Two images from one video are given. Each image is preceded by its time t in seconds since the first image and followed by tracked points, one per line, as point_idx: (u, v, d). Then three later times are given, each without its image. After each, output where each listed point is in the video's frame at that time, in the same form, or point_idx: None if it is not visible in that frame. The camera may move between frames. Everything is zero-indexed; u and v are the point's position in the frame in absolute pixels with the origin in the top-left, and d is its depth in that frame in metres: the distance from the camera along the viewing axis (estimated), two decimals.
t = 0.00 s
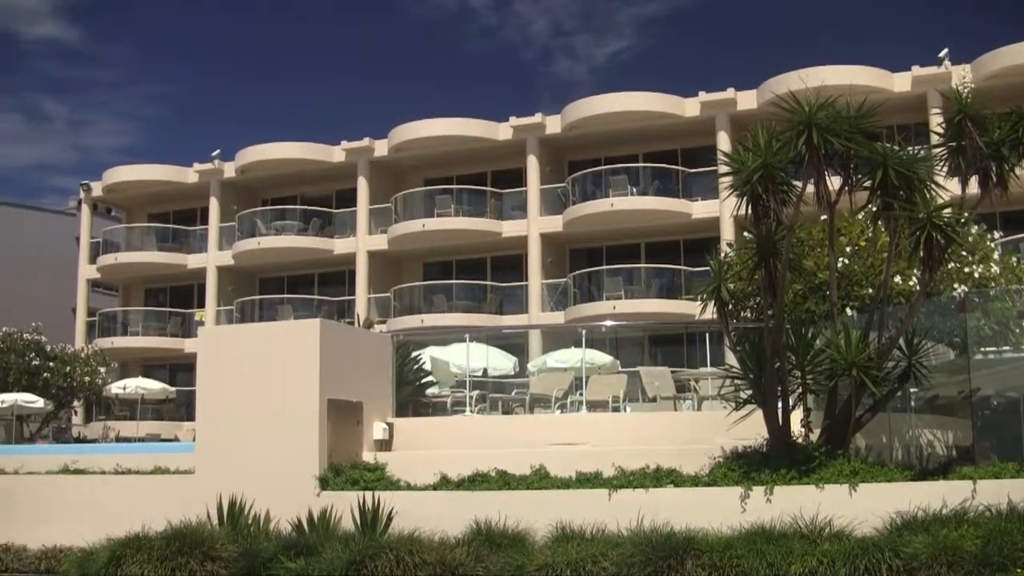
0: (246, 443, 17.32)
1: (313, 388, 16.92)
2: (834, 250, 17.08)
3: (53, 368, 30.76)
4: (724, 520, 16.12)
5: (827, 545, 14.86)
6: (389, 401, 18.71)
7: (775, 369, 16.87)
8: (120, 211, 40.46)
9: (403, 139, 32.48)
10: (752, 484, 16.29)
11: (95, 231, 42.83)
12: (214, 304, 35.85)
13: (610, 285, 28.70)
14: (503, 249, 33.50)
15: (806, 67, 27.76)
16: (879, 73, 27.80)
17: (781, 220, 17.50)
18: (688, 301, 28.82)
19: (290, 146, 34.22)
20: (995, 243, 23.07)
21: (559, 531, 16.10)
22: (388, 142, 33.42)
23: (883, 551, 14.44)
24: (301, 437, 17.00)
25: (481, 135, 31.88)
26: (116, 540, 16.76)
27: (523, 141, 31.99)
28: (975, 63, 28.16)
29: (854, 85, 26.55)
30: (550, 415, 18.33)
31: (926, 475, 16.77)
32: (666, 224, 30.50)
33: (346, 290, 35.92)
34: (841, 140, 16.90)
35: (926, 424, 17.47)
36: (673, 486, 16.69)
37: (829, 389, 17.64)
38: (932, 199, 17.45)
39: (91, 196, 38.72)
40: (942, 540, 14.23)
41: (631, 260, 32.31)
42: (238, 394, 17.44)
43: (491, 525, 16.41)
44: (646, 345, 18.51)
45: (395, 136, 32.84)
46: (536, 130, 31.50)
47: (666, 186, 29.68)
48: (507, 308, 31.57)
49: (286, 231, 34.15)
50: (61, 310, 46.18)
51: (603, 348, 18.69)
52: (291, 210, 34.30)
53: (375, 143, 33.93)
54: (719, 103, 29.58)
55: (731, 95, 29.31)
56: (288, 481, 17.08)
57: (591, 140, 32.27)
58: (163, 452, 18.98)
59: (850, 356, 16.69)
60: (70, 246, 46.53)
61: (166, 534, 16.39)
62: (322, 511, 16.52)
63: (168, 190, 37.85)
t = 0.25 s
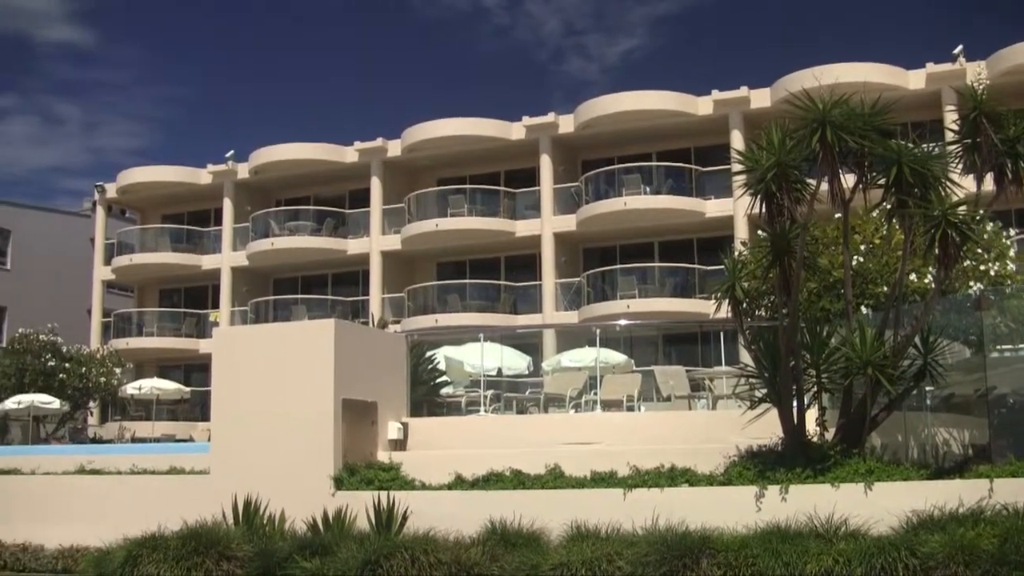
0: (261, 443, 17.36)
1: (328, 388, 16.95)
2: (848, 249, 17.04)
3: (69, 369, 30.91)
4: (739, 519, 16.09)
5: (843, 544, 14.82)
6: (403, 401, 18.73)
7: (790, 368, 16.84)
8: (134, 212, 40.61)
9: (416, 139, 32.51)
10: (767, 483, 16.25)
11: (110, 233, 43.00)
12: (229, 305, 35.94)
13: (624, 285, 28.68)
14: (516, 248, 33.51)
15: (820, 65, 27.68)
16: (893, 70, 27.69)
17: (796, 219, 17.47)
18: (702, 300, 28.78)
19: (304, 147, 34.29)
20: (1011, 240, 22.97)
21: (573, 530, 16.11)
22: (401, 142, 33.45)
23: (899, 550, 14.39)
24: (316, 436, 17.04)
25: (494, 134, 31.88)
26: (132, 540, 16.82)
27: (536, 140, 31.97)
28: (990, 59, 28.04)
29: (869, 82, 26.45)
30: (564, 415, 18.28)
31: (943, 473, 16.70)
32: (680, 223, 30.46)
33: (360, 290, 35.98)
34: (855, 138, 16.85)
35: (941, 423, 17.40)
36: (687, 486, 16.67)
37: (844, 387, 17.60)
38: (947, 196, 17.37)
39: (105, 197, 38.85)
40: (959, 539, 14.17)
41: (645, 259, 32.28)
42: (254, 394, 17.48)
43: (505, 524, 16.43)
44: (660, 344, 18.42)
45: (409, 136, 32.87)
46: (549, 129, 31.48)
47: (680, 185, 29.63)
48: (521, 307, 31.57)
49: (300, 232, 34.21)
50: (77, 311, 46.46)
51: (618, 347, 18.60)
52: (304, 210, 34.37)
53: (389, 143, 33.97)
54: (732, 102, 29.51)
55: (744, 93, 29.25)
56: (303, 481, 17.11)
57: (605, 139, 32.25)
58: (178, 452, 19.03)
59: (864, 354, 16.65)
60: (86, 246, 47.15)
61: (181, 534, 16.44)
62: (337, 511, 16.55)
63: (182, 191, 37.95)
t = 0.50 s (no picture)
0: (280, 442, 17.39)
1: (346, 388, 16.96)
2: (868, 247, 16.98)
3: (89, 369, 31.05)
4: (758, 517, 16.05)
5: (863, 543, 14.76)
6: (422, 400, 18.74)
7: (810, 366, 16.79)
8: (153, 212, 40.75)
9: (434, 138, 32.52)
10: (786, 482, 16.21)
11: (129, 233, 43.18)
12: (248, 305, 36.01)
13: (642, 283, 28.66)
14: (534, 247, 33.52)
15: (838, 63, 27.58)
16: (912, 67, 27.58)
17: (815, 217, 17.41)
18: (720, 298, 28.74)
19: (322, 147, 34.35)
20: None
21: (592, 529, 16.11)
22: (419, 141, 33.47)
23: (919, 549, 14.33)
24: (335, 436, 17.06)
25: (512, 133, 31.87)
26: (152, 539, 16.89)
27: (554, 139, 31.94)
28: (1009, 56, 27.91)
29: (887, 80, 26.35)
30: (583, 414, 18.29)
31: (963, 473, 16.62)
32: (698, 222, 30.42)
33: (378, 290, 36.04)
34: (874, 136, 16.78)
35: (961, 422, 17.25)
36: (707, 484, 16.65)
37: (864, 386, 17.53)
38: (967, 194, 17.29)
39: (124, 197, 38.99)
40: (980, 539, 14.10)
41: (663, 257, 32.25)
42: (272, 394, 17.50)
43: (524, 523, 16.43)
44: (677, 342, 18.31)
45: (426, 135, 32.88)
46: (567, 128, 31.45)
47: (698, 183, 29.58)
48: (539, 306, 31.58)
49: (318, 231, 34.25)
50: (97, 312, 46.74)
51: (638, 346, 18.52)
52: (323, 210, 34.41)
53: (406, 143, 33.99)
54: (750, 100, 29.43)
55: (762, 91, 29.17)
56: (321, 480, 17.14)
57: (623, 138, 32.21)
58: (197, 451, 19.11)
59: (884, 352, 16.59)
60: (105, 246, 47.35)
61: (201, 533, 16.49)
62: (356, 510, 16.58)
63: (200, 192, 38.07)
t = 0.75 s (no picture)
0: (299, 441, 17.41)
1: (365, 386, 16.97)
2: (887, 243, 16.92)
3: (108, 369, 31.27)
4: (777, 515, 16.01)
5: (883, 540, 14.71)
6: (441, 398, 18.75)
7: (830, 363, 16.73)
8: (171, 212, 40.88)
9: (451, 137, 32.53)
10: (805, 479, 16.14)
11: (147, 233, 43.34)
12: (266, 304, 36.09)
13: (660, 281, 28.62)
14: (552, 245, 33.52)
15: (856, 58, 27.48)
16: (930, 62, 27.46)
17: (834, 214, 17.35)
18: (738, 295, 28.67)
19: (341, 146, 34.45)
20: None
21: (611, 527, 16.09)
22: (435, 140, 33.49)
23: (940, 546, 14.26)
24: (354, 434, 17.07)
25: (528, 131, 31.86)
26: (172, 538, 16.94)
27: (571, 136, 31.91)
28: None
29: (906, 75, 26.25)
30: (601, 412, 18.28)
31: (984, 470, 16.50)
32: (716, 218, 30.37)
33: (396, 288, 36.08)
34: (893, 131, 16.70)
35: (982, 418, 17.12)
36: (726, 482, 16.59)
37: (884, 383, 17.45)
38: (987, 189, 17.20)
39: (143, 197, 39.12)
40: (1002, 536, 14.02)
41: (681, 254, 32.19)
42: (291, 393, 17.52)
43: (543, 522, 16.42)
44: (696, 341, 18.27)
45: (443, 133, 32.89)
46: (584, 125, 31.42)
47: (716, 180, 29.56)
48: (557, 304, 31.51)
49: (335, 230, 34.29)
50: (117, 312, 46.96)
51: (656, 343, 18.46)
52: (340, 209, 34.44)
53: (423, 141, 34.02)
54: (768, 96, 29.36)
55: (780, 87, 29.08)
56: (340, 478, 17.15)
57: (640, 135, 32.16)
58: (217, 450, 19.17)
59: (904, 349, 16.50)
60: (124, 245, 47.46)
61: (221, 532, 16.51)
62: (375, 508, 16.59)
63: (218, 191, 38.20)
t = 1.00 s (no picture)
0: (320, 437, 17.43)
1: (386, 382, 16.97)
2: (909, 238, 16.86)
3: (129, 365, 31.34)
4: (799, 511, 15.98)
5: (905, 536, 14.67)
6: (462, 394, 18.78)
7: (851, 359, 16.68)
8: (191, 209, 40.99)
9: (472, 133, 32.59)
10: (828, 475, 16.09)
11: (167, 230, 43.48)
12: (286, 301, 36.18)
13: (680, 276, 28.66)
14: (572, 241, 33.50)
15: (877, 53, 27.39)
16: (952, 56, 27.34)
17: (856, 209, 17.30)
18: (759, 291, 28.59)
19: (362, 142, 34.58)
20: None
21: (633, 523, 16.06)
22: (455, 135, 33.50)
23: (962, 542, 14.23)
24: (374, 430, 17.07)
25: (549, 127, 31.86)
26: (193, 534, 16.97)
27: (591, 132, 31.91)
28: None
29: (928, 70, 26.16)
30: (622, 408, 18.26)
31: (1006, 466, 16.43)
32: (736, 214, 30.32)
33: (416, 284, 36.10)
34: (914, 126, 16.61)
35: (1004, 414, 17.05)
36: (748, 478, 16.55)
37: (906, 378, 17.38)
38: (1009, 184, 17.10)
39: (163, 194, 39.24)
40: None
41: (702, 250, 32.14)
42: (312, 389, 17.54)
43: (565, 517, 16.42)
44: (717, 336, 18.41)
45: (464, 129, 32.95)
46: (604, 121, 31.43)
47: (736, 175, 29.61)
48: (577, 300, 31.54)
49: (355, 226, 34.32)
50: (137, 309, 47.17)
51: (676, 339, 18.51)
52: (360, 205, 34.44)
53: (443, 137, 34.04)
54: (788, 91, 29.30)
55: (800, 82, 29.02)
56: (361, 474, 17.16)
57: (661, 131, 32.13)
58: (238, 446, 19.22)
59: (925, 344, 16.45)
60: (144, 242, 47.56)
61: (242, 528, 16.54)
62: (396, 504, 16.60)
63: (238, 188, 38.29)
